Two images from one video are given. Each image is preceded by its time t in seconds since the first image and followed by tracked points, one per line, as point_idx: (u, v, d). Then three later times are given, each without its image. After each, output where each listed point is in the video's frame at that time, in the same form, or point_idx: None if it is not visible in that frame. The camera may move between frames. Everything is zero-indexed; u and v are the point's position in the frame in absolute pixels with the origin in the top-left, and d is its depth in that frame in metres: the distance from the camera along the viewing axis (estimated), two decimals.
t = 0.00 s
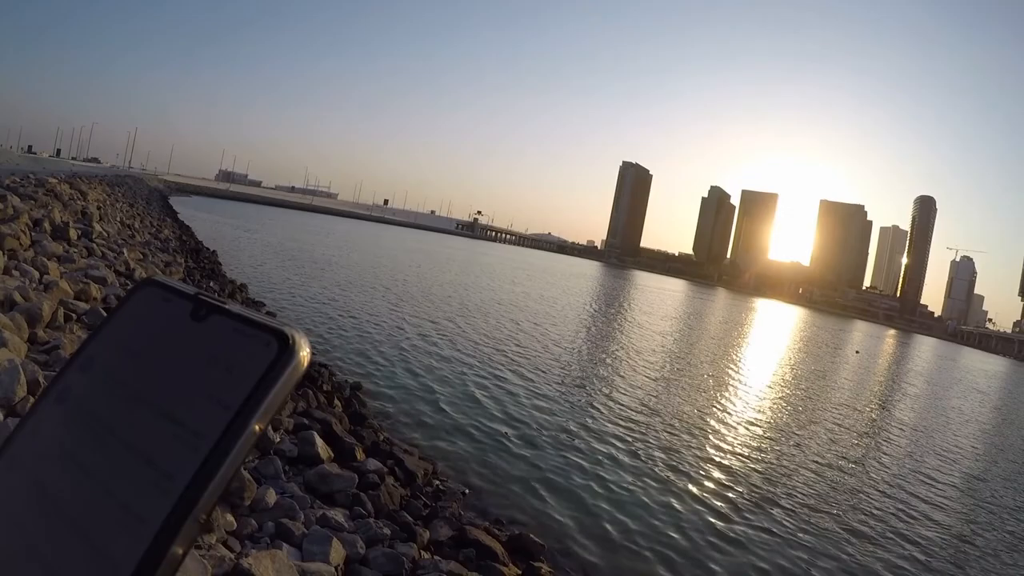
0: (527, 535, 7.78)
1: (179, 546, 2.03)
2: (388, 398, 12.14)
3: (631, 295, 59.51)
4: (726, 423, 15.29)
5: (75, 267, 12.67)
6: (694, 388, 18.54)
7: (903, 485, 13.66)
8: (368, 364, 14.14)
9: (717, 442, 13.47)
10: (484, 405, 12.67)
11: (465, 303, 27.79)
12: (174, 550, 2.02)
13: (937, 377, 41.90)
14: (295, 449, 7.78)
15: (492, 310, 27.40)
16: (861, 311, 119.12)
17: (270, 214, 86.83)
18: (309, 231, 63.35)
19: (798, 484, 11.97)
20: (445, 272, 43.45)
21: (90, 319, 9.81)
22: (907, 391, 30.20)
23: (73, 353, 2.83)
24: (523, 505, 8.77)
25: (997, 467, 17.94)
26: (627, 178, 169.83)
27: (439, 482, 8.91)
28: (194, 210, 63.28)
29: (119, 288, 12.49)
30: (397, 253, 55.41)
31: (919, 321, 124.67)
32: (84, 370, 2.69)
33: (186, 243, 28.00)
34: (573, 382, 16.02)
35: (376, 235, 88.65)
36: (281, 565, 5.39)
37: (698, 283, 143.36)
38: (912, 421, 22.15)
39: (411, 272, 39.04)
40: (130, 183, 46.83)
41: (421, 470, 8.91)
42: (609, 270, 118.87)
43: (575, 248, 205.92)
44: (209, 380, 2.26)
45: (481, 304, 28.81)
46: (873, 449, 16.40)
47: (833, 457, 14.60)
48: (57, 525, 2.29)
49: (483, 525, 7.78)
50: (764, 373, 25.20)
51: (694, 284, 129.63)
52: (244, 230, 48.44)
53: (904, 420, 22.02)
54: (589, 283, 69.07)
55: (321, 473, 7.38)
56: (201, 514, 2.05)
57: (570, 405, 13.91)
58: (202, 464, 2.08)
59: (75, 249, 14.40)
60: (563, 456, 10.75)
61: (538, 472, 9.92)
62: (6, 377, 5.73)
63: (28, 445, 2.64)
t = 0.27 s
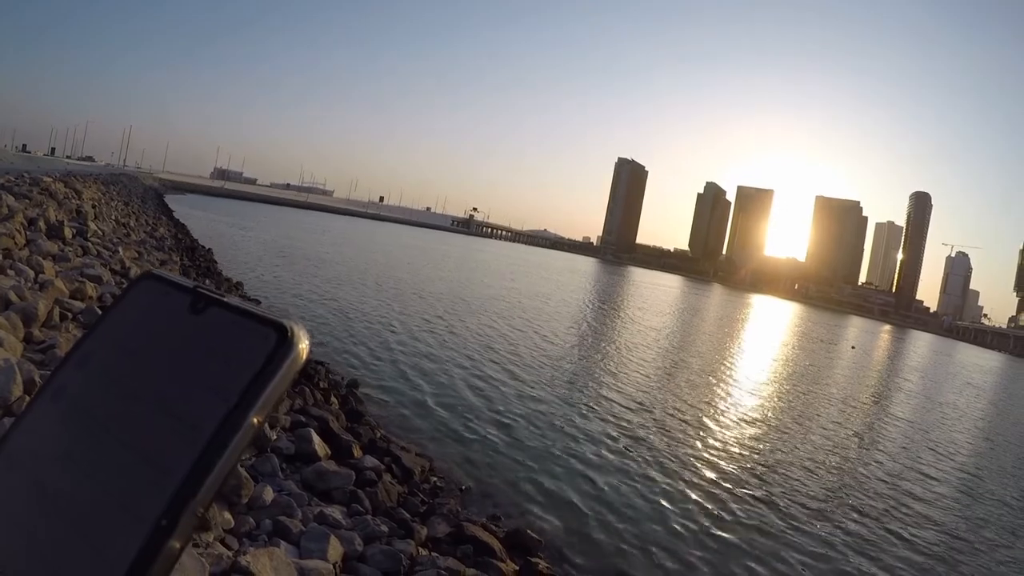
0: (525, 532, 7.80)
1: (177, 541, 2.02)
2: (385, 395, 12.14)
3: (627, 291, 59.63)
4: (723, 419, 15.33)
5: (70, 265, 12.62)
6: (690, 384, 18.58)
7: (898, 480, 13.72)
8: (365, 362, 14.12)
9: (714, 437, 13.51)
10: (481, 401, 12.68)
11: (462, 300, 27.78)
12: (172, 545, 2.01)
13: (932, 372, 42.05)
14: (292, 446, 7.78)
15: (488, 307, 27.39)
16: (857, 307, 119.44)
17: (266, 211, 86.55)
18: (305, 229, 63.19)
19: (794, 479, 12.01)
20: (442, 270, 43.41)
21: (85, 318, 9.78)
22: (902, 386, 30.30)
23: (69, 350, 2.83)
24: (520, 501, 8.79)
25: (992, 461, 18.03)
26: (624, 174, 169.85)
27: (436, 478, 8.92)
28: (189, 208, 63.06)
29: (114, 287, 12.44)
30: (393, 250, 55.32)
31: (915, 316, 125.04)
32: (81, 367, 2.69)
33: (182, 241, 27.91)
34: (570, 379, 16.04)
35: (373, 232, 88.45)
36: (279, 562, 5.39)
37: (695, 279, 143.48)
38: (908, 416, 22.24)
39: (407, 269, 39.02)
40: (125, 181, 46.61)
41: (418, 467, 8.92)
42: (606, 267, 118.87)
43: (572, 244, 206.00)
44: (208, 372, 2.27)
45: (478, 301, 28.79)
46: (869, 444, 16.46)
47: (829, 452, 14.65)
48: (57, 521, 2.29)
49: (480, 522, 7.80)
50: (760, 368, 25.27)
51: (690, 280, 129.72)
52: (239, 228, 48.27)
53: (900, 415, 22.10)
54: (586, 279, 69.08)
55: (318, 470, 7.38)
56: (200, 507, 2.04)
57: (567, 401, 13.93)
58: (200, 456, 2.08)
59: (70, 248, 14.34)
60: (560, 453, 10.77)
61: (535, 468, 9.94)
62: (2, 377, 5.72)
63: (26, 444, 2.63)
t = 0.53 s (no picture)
0: (523, 528, 7.82)
1: (186, 526, 2.01)
2: (383, 392, 12.14)
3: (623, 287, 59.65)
4: (720, 414, 15.36)
5: (66, 265, 12.60)
6: (688, 380, 18.61)
7: (895, 475, 13.77)
8: (362, 359, 14.13)
9: (711, 433, 13.54)
10: (479, 398, 12.69)
11: (459, 298, 27.77)
12: (180, 531, 2.00)
13: (928, 367, 42.20)
14: (290, 445, 7.76)
15: (486, 304, 27.40)
16: (854, 303, 119.72)
17: (262, 210, 86.37)
18: (301, 227, 63.09)
19: (791, 474, 12.05)
20: (439, 267, 43.41)
21: (82, 318, 9.76)
22: (899, 382, 30.39)
23: (79, 343, 2.84)
24: (518, 498, 8.81)
25: (988, 457, 18.09)
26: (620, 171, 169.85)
27: (434, 475, 8.93)
28: (186, 207, 62.92)
29: (111, 286, 12.42)
30: (390, 248, 55.29)
31: (911, 312, 125.38)
32: (92, 361, 2.69)
33: (177, 240, 27.83)
34: (568, 375, 16.06)
35: (370, 230, 88.38)
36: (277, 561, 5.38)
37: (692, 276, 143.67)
38: (904, 411, 22.32)
39: (405, 267, 39.00)
40: (120, 180, 46.51)
41: (416, 464, 8.92)
42: (603, 264, 118.95)
43: (570, 241, 205.77)
44: (217, 364, 2.25)
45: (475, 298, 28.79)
46: (866, 439, 16.51)
47: (826, 448, 14.69)
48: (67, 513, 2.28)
49: (478, 518, 7.80)
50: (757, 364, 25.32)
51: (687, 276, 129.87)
52: (235, 227, 48.20)
53: (896, 410, 22.18)
54: (583, 276, 69.14)
55: (315, 468, 7.37)
56: (208, 498, 2.01)
57: (564, 397, 13.95)
58: (207, 448, 2.05)
59: (66, 247, 14.31)
60: (558, 449, 10.78)
61: (533, 465, 9.95)
62: None
63: (37, 435, 2.65)
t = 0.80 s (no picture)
0: (521, 526, 7.82)
1: (187, 526, 1.99)
2: (380, 391, 12.13)
3: (620, 285, 59.68)
4: (717, 411, 15.38)
5: (62, 265, 12.55)
6: (685, 377, 18.63)
7: (892, 471, 13.81)
8: (359, 358, 14.11)
9: (708, 430, 13.56)
10: (476, 397, 12.68)
11: (456, 296, 27.76)
12: (182, 531, 1.98)
13: (924, 364, 42.31)
14: (287, 444, 7.74)
15: (483, 302, 27.38)
16: (850, 299, 119.95)
17: (259, 209, 86.20)
18: (298, 225, 63.00)
19: (788, 471, 12.07)
20: (436, 265, 43.39)
21: (77, 318, 9.72)
22: (895, 378, 30.47)
23: (74, 341, 2.82)
24: (515, 495, 8.81)
25: (984, 452, 18.14)
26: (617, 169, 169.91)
27: (431, 474, 8.91)
28: (181, 206, 62.73)
29: (106, 286, 12.38)
30: (387, 246, 55.22)
31: (907, 308, 125.67)
32: (88, 360, 2.67)
33: (173, 240, 27.75)
34: (565, 373, 16.06)
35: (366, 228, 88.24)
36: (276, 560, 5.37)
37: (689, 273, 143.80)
38: (900, 408, 22.38)
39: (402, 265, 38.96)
40: (115, 180, 46.36)
41: (413, 463, 8.91)
42: (600, 261, 119.01)
43: (566, 239, 205.92)
44: (216, 362, 2.24)
45: (472, 296, 28.77)
46: (863, 436, 16.56)
47: (823, 444, 14.72)
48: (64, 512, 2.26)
49: (476, 516, 7.80)
50: (753, 361, 25.36)
51: (684, 274, 129.95)
52: (232, 226, 48.10)
53: (893, 407, 22.23)
54: (580, 274, 69.16)
55: (313, 467, 7.35)
56: (209, 498, 2.00)
57: (562, 395, 13.95)
58: (207, 447, 2.04)
59: (61, 247, 14.26)
60: (555, 446, 10.79)
61: (531, 463, 9.96)
62: None
63: (32, 434, 2.62)
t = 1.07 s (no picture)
0: (518, 524, 7.84)
1: (177, 523, 2.01)
2: (377, 390, 12.13)
3: (617, 284, 59.69)
4: (713, 410, 15.41)
5: (57, 266, 12.51)
6: (682, 376, 18.67)
7: (888, 470, 13.85)
8: (356, 358, 14.09)
9: (705, 428, 13.60)
10: (473, 396, 12.70)
11: (453, 295, 27.76)
12: (171, 528, 2.00)
13: (920, 362, 42.42)
14: (284, 444, 7.74)
15: (479, 301, 27.38)
16: (846, 298, 120.33)
17: (255, 209, 86.00)
18: (294, 226, 62.87)
19: (785, 469, 12.11)
20: (432, 265, 43.38)
21: (73, 318, 9.70)
22: (891, 376, 30.56)
23: (69, 339, 2.84)
24: (512, 494, 8.83)
25: (980, 450, 18.19)
26: (613, 168, 170.19)
27: (428, 473, 8.93)
28: (177, 206, 62.57)
29: (102, 287, 12.34)
30: (383, 246, 55.16)
31: (903, 306, 125.97)
32: (84, 357, 2.68)
33: (169, 240, 27.68)
34: (562, 372, 16.06)
35: (363, 228, 88.09)
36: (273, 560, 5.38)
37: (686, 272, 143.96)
38: (896, 406, 22.44)
39: (399, 265, 38.91)
40: (111, 181, 46.19)
41: (410, 462, 8.92)
42: (597, 260, 119.08)
43: (563, 238, 205.98)
44: (208, 358, 2.24)
45: (469, 296, 28.78)
46: (859, 434, 16.60)
47: (819, 442, 14.76)
48: (58, 507, 2.28)
49: (472, 515, 7.81)
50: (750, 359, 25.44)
51: (681, 273, 130.07)
52: (228, 226, 48.01)
53: (888, 405, 22.30)
54: (577, 273, 69.20)
55: (310, 467, 7.34)
56: (199, 494, 2.01)
57: (558, 394, 13.96)
58: (198, 443, 2.04)
59: (57, 248, 14.21)
60: (553, 446, 10.79)
61: (528, 462, 9.97)
62: None
63: (29, 434, 2.63)
